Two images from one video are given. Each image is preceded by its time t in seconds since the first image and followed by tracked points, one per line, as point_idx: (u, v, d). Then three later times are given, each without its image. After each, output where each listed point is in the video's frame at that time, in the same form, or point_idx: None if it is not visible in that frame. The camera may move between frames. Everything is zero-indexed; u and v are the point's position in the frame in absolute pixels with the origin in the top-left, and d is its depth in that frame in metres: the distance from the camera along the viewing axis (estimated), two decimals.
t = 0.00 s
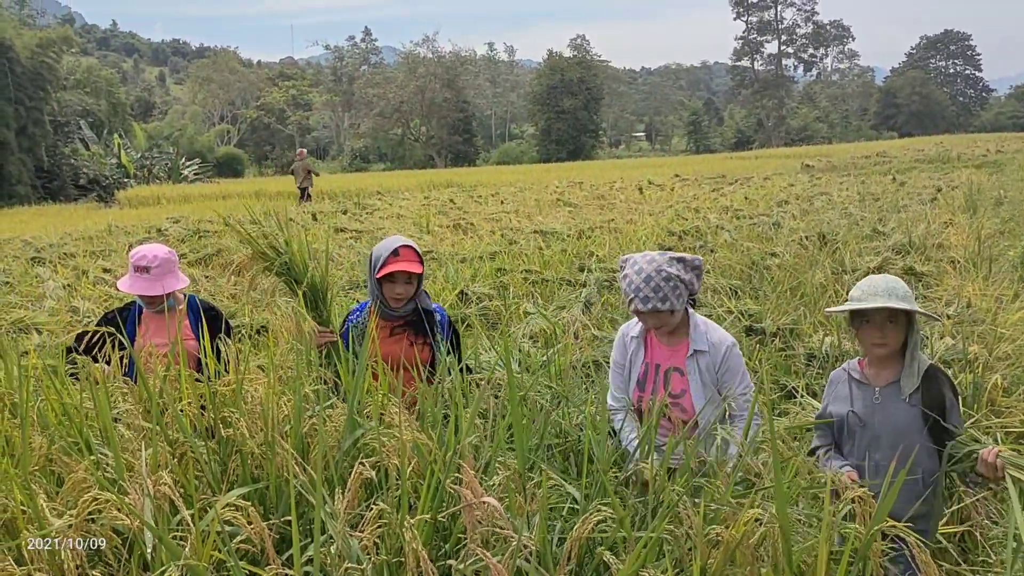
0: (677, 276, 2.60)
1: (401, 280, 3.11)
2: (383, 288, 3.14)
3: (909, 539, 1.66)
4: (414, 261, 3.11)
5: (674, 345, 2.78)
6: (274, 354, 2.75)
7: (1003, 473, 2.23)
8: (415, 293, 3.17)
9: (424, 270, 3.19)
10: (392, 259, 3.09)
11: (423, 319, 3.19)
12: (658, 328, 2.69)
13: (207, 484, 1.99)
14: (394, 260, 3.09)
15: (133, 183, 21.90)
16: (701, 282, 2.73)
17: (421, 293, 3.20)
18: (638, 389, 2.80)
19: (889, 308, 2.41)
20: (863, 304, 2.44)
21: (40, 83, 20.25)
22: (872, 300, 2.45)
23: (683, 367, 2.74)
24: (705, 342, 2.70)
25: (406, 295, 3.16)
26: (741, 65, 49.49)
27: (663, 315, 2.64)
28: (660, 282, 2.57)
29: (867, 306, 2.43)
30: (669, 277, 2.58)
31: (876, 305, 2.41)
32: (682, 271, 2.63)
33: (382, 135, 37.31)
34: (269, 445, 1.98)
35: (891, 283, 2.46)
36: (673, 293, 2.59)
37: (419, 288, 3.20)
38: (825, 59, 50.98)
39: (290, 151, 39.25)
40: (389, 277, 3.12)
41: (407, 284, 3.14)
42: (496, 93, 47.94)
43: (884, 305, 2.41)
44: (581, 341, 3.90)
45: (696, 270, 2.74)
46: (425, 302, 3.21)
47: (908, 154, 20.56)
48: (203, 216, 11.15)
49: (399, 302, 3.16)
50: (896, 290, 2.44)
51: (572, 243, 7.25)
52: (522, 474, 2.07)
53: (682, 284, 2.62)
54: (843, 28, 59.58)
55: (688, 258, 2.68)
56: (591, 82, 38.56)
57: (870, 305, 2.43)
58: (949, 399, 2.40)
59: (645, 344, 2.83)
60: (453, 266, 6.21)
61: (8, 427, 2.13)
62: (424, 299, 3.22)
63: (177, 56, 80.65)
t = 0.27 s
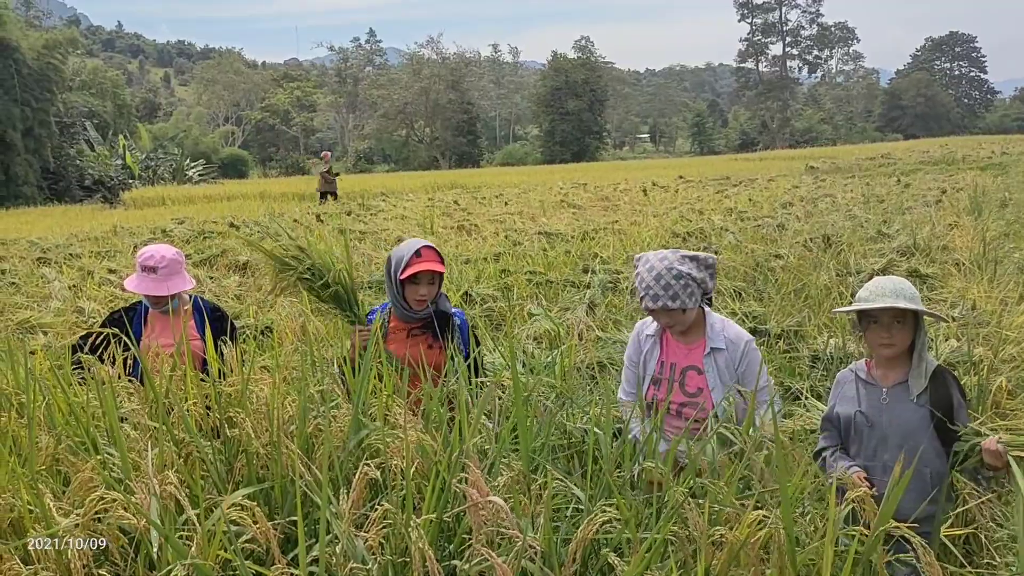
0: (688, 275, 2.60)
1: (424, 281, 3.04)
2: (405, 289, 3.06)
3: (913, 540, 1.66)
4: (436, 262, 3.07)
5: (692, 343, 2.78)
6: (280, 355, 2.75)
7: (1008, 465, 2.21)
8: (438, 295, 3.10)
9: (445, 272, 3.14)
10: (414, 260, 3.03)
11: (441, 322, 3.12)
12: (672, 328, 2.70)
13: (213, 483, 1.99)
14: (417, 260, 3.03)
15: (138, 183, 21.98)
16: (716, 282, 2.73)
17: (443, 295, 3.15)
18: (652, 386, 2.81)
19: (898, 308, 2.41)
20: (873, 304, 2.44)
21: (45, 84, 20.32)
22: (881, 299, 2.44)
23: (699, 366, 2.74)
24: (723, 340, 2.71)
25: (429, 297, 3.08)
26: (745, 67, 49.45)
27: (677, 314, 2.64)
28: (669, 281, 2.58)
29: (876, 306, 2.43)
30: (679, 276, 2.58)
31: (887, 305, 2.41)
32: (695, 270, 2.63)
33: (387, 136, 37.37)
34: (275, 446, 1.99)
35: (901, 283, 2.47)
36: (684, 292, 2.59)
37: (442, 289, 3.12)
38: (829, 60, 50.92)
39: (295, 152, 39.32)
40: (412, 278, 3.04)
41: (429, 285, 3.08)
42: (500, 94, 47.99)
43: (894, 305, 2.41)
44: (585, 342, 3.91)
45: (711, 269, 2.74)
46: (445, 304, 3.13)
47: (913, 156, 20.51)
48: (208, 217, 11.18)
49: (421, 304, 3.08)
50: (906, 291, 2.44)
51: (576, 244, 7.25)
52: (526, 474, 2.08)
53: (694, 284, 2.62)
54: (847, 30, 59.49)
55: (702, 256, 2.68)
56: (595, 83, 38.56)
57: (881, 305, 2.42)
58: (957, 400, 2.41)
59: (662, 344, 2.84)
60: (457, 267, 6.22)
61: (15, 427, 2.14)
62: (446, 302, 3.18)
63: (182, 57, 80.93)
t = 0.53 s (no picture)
0: (688, 274, 2.65)
1: (450, 280, 3.07)
2: (430, 290, 3.09)
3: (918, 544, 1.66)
4: (463, 263, 3.09)
5: (704, 340, 2.83)
6: (284, 355, 2.76)
7: (1014, 453, 2.25)
8: (464, 296, 3.13)
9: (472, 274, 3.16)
10: (439, 260, 3.07)
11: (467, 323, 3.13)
12: (677, 325, 2.76)
13: (218, 484, 2.00)
14: (442, 260, 3.06)
15: (143, 185, 22.04)
16: (725, 286, 2.75)
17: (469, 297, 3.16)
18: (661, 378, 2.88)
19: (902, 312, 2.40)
20: (876, 306, 2.44)
21: (51, 85, 20.38)
22: (885, 303, 2.44)
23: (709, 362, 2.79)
24: (733, 338, 2.76)
25: (455, 298, 3.11)
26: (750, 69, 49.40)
27: (678, 313, 2.71)
28: (669, 280, 2.66)
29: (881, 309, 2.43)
30: (678, 276, 2.65)
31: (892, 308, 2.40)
32: (697, 272, 2.66)
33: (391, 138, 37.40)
34: (280, 446, 1.99)
35: (907, 286, 2.46)
36: (681, 290, 2.65)
37: (466, 292, 3.15)
38: (834, 63, 50.83)
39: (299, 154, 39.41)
40: (439, 278, 3.07)
41: (456, 285, 3.11)
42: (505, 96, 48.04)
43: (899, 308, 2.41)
44: (590, 342, 3.90)
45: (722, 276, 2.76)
46: (471, 308, 3.15)
47: (918, 159, 20.45)
48: (212, 218, 11.21)
49: (447, 306, 3.09)
50: (912, 294, 2.44)
51: (579, 246, 7.26)
52: (531, 475, 2.06)
53: (695, 286, 2.66)
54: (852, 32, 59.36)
55: (709, 262, 2.70)
56: (600, 85, 38.55)
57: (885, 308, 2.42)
58: (963, 401, 2.38)
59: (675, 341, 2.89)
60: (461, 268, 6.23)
61: (21, 426, 2.15)
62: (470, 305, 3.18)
63: (188, 59, 81.22)
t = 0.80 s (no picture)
0: (689, 272, 2.68)
1: (462, 289, 2.98)
2: (444, 298, 3.03)
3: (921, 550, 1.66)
4: (475, 272, 2.99)
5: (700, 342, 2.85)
6: (288, 357, 2.76)
7: (1007, 446, 2.11)
8: (477, 304, 3.04)
9: (487, 281, 3.06)
10: (452, 268, 2.98)
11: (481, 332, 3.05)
12: (675, 320, 2.78)
13: (223, 486, 2.00)
14: (454, 268, 2.98)
15: (147, 187, 22.12)
16: (725, 284, 2.76)
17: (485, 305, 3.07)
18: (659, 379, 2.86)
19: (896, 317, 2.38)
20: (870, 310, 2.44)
21: (57, 88, 20.45)
22: (883, 306, 2.43)
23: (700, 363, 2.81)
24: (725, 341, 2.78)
25: (467, 306, 3.02)
26: (753, 73, 49.37)
27: (677, 308, 2.73)
28: (669, 275, 2.69)
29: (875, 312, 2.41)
30: (679, 272, 2.68)
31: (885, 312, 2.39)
32: (697, 267, 2.69)
33: (395, 141, 37.47)
34: (284, 448, 2.00)
35: (911, 290, 2.41)
36: (679, 287, 2.68)
37: (482, 300, 3.05)
38: (838, 67, 50.78)
39: (304, 157, 39.50)
40: (451, 285, 3.00)
41: (468, 294, 3.01)
42: (509, 99, 48.11)
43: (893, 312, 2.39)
44: (594, 346, 3.90)
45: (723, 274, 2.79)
46: (486, 317, 3.07)
47: (922, 163, 20.40)
48: (216, 221, 11.24)
49: (459, 313, 3.01)
50: (915, 299, 2.38)
51: (583, 249, 7.26)
52: (534, 477, 2.07)
53: (694, 281, 2.68)
54: (857, 35, 59.29)
55: (711, 259, 2.74)
56: (603, 88, 38.58)
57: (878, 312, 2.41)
58: (963, 407, 2.33)
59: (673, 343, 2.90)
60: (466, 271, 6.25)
61: (28, 427, 2.16)
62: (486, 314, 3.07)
63: (194, 62, 81.46)
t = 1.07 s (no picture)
0: (679, 274, 2.68)
1: (461, 295, 2.92)
2: (444, 305, 2.97)
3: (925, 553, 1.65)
4: (472, 276, 2.92)
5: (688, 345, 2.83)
6: (292, 359, 2.76)
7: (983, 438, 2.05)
8: (477, 309, 2.96)
9: (486, 286, 2.98)
10: (447, 274, 2.95)
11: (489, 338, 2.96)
12: (666, 323, 2.77)
13: (227, 488, 2.00)
14: (451, 274, 2.93)
15: (151, 189, 22.16)
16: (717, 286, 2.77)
17: (487, 310, 2.99)
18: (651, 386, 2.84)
19: (890, 323, 2.34)
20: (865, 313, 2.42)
21: (61, 90, 20.50)
22: (879, 310, 2.41)
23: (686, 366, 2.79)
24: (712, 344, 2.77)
25: (468, 312, 2.95)
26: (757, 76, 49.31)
27: (670, 310, 2.72)
28: (660, 277, 2.69)
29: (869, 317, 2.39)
30: (670, 274, 2.69)
31: (876, 318, 2.37)
32: (688, 269, 2.69)
33: (399, 143, 37.49)
34: (289, 451, 2.00)
35: (911, 294, 2.35)
36: (670, 289, 2.68)
37: (483, 304, 2.98)
38: (843, 69, 50.69)
39: (307, 159, 39.56)
40: (450, 292, 2.95)
41: (468, 300, 2.94)
42: (512, 102, 48.16)
43: (887, 318, 2.36)
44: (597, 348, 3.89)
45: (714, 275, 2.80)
46: (490, 319, 2.98)
47: (927, 165, 20.34)
48: (220, 223, 11.25)
49: (460, 319, 2.95)
50: (912, 303, 2.33)
51: (587, 252, 7.25)
52: (539, 480, 2.06)
53: (686, 282, 2.68)
54: (861, 38, 59.20)
55: (702, 261, 2.75)
56: (607, 91, 38.59)
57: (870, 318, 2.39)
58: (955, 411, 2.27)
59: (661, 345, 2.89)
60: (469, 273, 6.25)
61: (32, 429, 2.16)
62: (490, 317, 2.99)
63: (197, 64, 81.62)
